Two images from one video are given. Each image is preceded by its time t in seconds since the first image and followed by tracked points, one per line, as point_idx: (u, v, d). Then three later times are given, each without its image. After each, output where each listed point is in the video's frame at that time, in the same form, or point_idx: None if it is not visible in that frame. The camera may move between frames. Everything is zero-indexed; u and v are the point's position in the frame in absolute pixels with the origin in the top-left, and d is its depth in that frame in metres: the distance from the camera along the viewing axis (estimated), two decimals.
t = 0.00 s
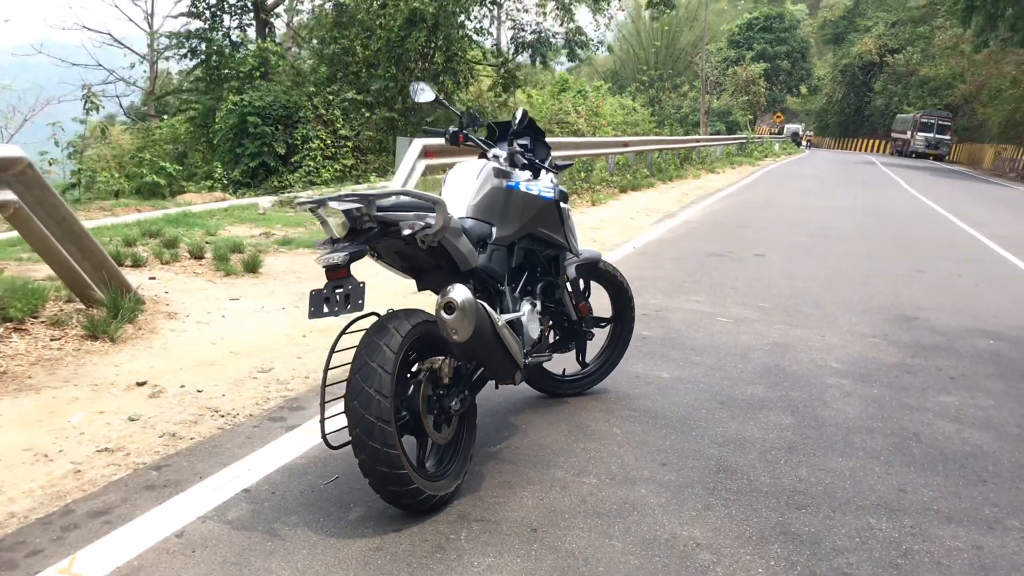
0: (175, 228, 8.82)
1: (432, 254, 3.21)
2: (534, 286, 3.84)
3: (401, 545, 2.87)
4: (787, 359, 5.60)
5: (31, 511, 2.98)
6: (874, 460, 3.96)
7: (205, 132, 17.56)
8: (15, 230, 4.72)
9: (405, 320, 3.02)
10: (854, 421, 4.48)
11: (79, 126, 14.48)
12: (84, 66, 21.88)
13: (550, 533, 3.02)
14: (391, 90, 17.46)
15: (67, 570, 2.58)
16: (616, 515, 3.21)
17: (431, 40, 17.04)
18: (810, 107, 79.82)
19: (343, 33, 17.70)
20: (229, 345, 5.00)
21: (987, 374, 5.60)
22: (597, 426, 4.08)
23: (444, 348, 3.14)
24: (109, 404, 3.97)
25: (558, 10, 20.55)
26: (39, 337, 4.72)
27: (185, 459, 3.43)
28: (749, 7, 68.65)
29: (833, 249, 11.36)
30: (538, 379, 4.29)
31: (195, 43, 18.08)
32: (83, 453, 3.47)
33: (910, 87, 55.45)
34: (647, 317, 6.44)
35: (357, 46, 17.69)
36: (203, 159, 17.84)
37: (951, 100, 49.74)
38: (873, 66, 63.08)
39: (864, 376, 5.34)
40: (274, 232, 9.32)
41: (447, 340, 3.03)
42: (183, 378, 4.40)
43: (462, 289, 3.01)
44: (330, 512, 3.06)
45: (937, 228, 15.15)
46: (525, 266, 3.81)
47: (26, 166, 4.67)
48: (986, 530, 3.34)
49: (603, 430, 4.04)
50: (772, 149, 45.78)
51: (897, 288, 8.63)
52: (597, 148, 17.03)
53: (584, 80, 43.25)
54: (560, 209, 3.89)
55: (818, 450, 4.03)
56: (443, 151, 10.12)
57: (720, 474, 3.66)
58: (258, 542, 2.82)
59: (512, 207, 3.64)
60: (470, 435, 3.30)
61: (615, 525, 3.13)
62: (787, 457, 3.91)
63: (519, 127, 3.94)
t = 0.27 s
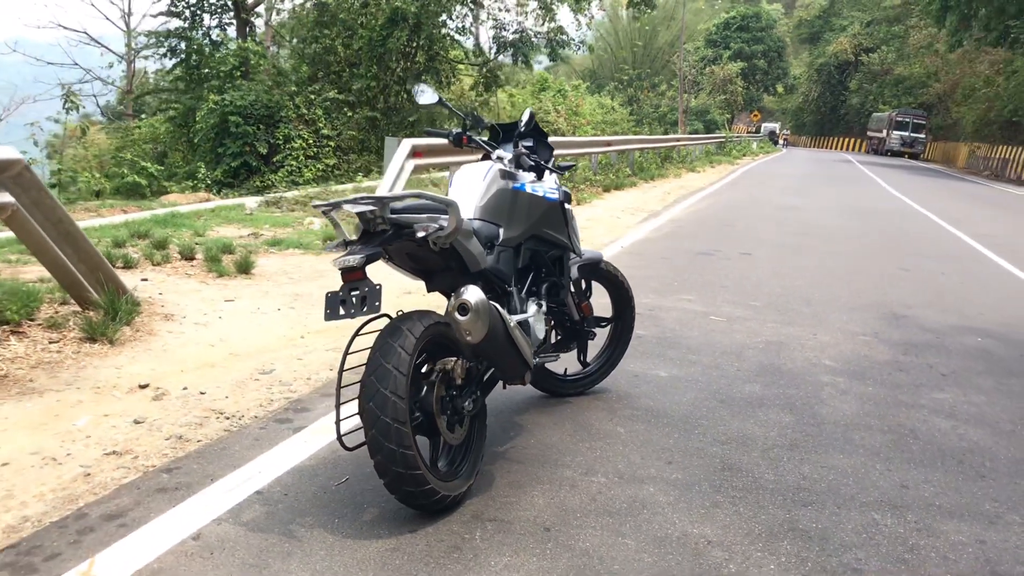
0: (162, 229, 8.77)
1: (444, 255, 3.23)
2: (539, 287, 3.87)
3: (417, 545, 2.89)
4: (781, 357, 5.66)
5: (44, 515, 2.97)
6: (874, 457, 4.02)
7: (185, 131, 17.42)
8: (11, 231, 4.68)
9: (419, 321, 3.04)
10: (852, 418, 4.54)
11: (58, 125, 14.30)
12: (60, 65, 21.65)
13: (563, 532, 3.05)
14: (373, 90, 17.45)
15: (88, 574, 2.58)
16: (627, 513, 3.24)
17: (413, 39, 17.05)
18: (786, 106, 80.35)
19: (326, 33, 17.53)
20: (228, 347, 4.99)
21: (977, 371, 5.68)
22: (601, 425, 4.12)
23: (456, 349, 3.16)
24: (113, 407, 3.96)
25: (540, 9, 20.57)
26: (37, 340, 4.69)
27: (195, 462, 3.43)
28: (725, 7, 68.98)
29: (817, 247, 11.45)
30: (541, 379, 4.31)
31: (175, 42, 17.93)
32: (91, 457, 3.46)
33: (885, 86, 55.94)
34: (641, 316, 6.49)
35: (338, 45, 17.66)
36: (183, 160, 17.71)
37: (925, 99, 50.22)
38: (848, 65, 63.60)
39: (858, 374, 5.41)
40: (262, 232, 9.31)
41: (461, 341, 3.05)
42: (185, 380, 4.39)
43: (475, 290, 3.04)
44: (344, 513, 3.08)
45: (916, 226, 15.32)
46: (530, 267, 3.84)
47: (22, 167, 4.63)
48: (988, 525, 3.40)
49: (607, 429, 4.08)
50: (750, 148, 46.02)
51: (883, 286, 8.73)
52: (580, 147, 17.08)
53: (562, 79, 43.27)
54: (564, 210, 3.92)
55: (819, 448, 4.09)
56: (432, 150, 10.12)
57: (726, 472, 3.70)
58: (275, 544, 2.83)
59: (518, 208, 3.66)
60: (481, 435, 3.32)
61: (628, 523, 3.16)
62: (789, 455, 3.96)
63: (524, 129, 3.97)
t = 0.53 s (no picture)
0: (145, 230, 8.69)
1: (454, 257, 3.23)
2: (542, 288, 3.87)
3: (433, 547, 2.89)
4: (774, 356, 5.70)
5: (55, 521, 2.95)
6: (873, 454, 4.07)
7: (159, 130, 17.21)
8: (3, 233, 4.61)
9: (431, 322, 3.04)
10: (848, 416, 4.59)
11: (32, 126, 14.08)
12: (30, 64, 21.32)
13: (577, 533, 3.06)
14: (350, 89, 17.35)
15: None
16: (637, 513, 3.26)
17: (390, 38, 17.02)
18: (758, 106, 80.91)
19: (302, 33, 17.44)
20: (224, 348, 4.96)
21: (966, 368, 5.76)
22: (604, 425, 4.13)
23: (468, 349, 3.16)
24: (113, 410, 3.93)
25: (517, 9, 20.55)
26: (30, 344, 4.63)
27: (202, 465, 3.41)
28: (697, 7, 69.33)
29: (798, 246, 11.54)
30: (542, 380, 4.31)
31: (148, 41, 17.68)
32: (96, 461, 3.43)
33: (855, 86, 56.49)
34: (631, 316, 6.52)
35: (315, 44, 17.58)
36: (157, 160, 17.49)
37: (895, 99, 50.77)
38: (819, 65, 64.18)
39: (849, 372, 5.47)
40: (246, 232, 9.27)
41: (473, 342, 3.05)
42: (183, 383, 4.36)
43: (487, 292, 3.04)
44: (357, 516, 3.07)
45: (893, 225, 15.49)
46: (534, 267, 3.84)
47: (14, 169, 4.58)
48: (990, 520, 3.45)
49: (610, 429, 4.09)
50: (724, 147, 46.28)
51: (866, 285, 8.82)
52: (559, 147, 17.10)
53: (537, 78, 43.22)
54: (567, 211, 3.93)
55: (819, 446, 4.13)
56: (417, 150, 10.09)
57: (731, 470, 3.73)
58: (292, 548, 2.82)
59: (523, 209, 3.67)
60: (492, 435, 3.32)
61: (639, 523, 3.18)
62: (791, 453, 4.00)
63: (529, 131, 3.97)
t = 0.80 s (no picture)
0: (124, 232, 8.59)
1: (456, 259, 3.22)
2: (539, 290, 3.87)
3: (438, 550, 2.88)
4: (761, 356, 5.75)
5: (54, 527, 2.91)
6: (866, 454, 4.11)
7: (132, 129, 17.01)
8: None
9: (434, 324, 3.03)
10: (838, 417, 4.64)
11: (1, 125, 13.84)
12: None
13: (580, 535, 3.06)
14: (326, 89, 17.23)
15: None
16: (639, 514, 3.27)
17: (366, 37, 16.95)
18: (729, 107, 81.41)
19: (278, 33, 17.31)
20: (213, 351, 4.92)
21: (949, 368, 5.83)
22: (601, 426, 4.14)
23: (471, 352, 3.16)
24: (105, 415, 3.88)
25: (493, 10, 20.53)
26: (17, 348, 4.55)
27: (200, 469, 3.38)
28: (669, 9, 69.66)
29: (776, 247, 11.62)
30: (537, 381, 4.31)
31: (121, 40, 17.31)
32: (91, 466, 3.39)
33: (825, 88, 57.02)
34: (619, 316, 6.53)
35: (291, 45, 17.48)
36: (131, 160, 17.29)
37: (865, 101, 51.31)
38: (789, 67, 64.72)
39: (837, 372, 5.52)
40: (226, 234, 9.19)
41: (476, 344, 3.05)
42: (175, 386, 4.32)
43: (491, 293, 3.04)
44: (360, 520, 3.05)
45: (867, 226, 15.65)
46: (531, 269, 3.84)
47: None
48: (985, 518, 3.50)
49: (605, 430, 4.10)
50: (697, 148, 46.50)
51: (846, 285, 8.90)
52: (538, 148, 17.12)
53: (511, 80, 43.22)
54: (564, 212, 3.93)
55: (812, 446, 4.16)
56: (399, 150, 10.06)
57: (728, 471, 3.76)
58: (296, 553, 2.80)
59: (521, 211, 3.67)
60: (493, 437, 3.31)
61: (641, 524, 3.19)
62: (785, 454, 4.03)
63: (526, 133, 3.97)
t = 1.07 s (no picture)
0: (99, 234, 8.48)
1: (454, 264, 3.21)
2: (534, 293, 3.87)
3: (441, 556, 2.87)
4: (745, 357, 5.79)
5: (49, 537, 2.86)
6: (855, 454, 4.15)
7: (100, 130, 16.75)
8: None
9: (435, 330, 3.02)
10: (824, 417, 4.69)
11: None
12: None
13: (581, 539, 3.07)
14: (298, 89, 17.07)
15: None
16: (637, 517, 3.28)
17: (338, 38, 16.84)
18: (695, 109, 81.96)
19: (248, 32, 17.15)
20: (199, 356, 4.87)
21: (928, 369, 5.92)
22: (593, 428, 4.15)
23: (470, 357, 3.15)
24: (93, 421, 3.83)
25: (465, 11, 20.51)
26: None
27: (194, 476, 3.34)
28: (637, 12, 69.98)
29: (750, 249, 11.71)
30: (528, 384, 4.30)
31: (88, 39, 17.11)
32: (82, 474, 3.34)
33: (791, 91, 57.57)
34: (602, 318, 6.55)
35: (262, 45, 17.32)
36: (98, 161, 17.00)
37: (829, 104, 51.87)
38: (755, 69, 65.29)
39: (819, 373, 5.57)
40: (202, 236, 9.09)
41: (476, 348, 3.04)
42: (162, 392, 4.27)
43: (491, 298, 3.04)
44: (360, 526, 3.04)
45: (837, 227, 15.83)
46: (526, 273, 3.84)
47: None
48: (975, 518, 3.55)
49: (598, 432, 4.11)
50: (665, 149, 46.74)
51: (821, 287, 8.99)
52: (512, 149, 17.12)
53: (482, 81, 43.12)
54: (558, 216, 3.93)
55: (801, 447, 4.20)
56: (376, 152, 10.02)
57: (721, 472, 3.78)
58: (299, 560, 2.78)
59: (516, 214, 3.66)
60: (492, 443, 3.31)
61: (640, 527, 3.20)
62: (776, 455, 4.07)
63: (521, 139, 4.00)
